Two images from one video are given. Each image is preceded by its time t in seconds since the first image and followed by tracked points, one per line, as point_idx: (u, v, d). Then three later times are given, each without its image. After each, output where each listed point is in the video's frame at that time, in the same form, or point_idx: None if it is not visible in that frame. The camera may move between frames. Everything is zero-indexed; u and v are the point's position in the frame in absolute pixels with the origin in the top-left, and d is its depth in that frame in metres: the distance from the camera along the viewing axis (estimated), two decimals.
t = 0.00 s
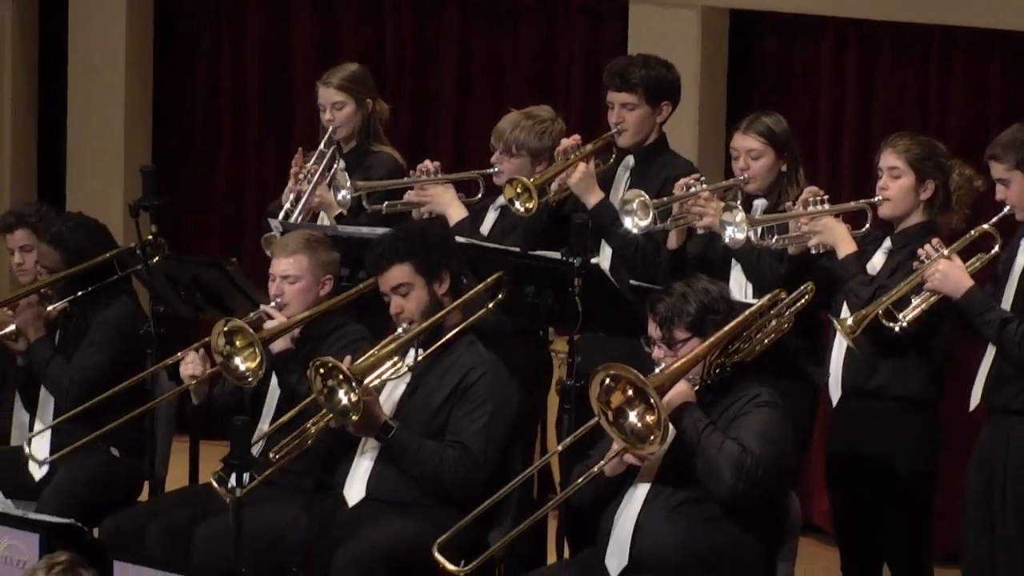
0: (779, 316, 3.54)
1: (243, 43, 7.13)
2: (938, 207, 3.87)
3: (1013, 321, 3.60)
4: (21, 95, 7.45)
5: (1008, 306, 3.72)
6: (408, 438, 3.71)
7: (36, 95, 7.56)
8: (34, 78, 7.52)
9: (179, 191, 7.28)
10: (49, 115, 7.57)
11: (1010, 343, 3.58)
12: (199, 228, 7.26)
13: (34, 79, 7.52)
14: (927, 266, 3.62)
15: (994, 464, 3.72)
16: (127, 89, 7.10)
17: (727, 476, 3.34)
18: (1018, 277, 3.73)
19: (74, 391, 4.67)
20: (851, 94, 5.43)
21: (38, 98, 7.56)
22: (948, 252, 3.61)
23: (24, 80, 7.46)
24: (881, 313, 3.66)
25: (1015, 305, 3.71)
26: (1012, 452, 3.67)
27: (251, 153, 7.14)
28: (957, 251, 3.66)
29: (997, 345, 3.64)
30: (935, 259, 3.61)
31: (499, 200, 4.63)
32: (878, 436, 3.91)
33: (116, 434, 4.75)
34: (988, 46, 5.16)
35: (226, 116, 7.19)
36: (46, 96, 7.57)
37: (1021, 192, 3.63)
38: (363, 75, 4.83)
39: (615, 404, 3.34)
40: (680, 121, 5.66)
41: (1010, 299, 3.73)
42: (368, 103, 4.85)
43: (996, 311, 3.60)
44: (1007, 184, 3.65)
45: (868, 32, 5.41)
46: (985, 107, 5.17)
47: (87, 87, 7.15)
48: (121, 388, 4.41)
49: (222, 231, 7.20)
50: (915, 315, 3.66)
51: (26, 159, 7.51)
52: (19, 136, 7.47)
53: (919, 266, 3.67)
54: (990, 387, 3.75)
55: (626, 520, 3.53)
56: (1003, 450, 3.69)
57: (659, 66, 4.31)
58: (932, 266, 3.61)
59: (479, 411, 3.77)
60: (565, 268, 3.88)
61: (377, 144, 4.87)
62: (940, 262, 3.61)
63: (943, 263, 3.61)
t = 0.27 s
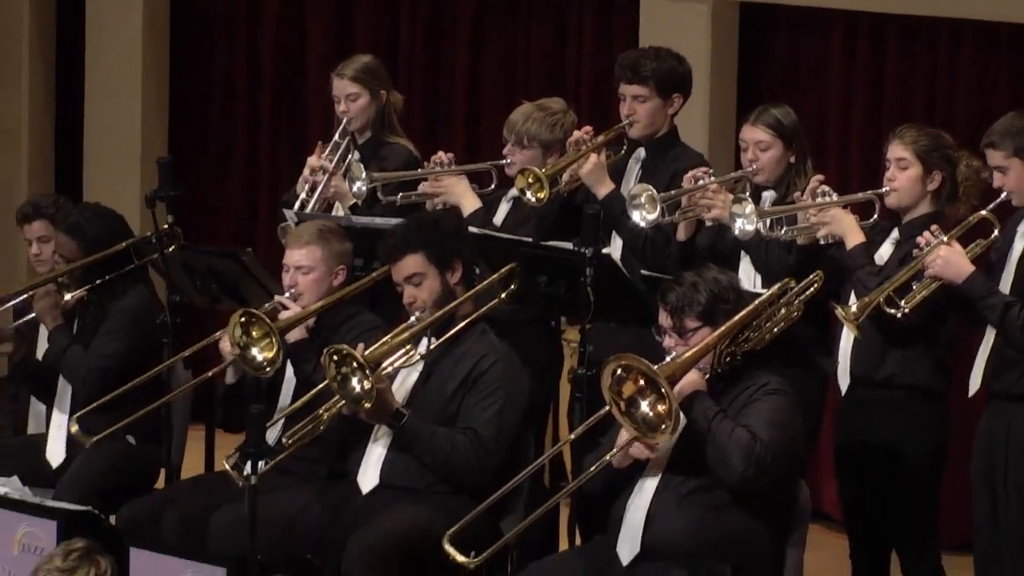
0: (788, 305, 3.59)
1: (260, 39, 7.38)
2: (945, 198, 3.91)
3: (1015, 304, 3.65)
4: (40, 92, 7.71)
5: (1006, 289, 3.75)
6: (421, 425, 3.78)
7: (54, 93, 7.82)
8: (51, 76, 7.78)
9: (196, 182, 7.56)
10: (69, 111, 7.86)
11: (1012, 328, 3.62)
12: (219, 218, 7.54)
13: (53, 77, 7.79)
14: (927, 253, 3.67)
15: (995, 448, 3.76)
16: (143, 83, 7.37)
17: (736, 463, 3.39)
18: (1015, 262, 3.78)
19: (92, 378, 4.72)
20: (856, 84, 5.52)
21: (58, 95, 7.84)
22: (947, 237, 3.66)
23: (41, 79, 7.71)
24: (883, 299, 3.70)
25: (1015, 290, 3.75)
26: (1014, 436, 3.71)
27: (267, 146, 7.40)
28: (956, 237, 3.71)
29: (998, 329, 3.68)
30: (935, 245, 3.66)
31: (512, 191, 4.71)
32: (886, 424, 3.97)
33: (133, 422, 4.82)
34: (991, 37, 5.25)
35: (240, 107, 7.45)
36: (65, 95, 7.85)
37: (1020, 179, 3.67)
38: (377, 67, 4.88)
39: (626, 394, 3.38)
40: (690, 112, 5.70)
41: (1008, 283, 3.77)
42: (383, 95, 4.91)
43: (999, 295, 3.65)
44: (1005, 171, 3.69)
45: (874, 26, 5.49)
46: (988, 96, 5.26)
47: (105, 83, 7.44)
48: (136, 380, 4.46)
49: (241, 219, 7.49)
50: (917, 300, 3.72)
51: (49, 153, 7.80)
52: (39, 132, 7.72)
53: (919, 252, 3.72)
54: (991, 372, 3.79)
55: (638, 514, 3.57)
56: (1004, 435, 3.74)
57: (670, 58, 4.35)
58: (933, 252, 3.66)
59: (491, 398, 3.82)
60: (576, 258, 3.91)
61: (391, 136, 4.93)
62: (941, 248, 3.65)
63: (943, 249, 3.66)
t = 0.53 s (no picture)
0: (796, 293, 3.64)
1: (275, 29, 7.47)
2: (952, 187, 3.96)
3: (1019, 290, 3.69)
4: (57, 85, 7.93)
5: (1005, 274, 3.80)
6: (432, 411, 3.84)
7: (70, 84, 8.03)
8: (68, 69, 8.00)
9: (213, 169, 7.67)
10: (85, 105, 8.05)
11: (1014, 314, 3.66)
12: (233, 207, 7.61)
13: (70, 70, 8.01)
14: (929, 241, 3.72)
15: (997, 433, 3.81)
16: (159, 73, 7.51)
17: (743, 449, 3.45)
18: (1014, 247, 3.83)
19: (106, 367, 4.78)
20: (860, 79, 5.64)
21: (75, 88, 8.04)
22: (949, 225, 3.72)
23: (59, 69, 7.93)
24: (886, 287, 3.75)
25: (1014, 274, 3.79)
26: (1016, 422, 3.75)
27: (281, 135, 7.47)
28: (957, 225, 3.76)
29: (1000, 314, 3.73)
30: (937, 233, 3.71)
31: (524, 181, 4.76)
32: (893, 411, 4.03)
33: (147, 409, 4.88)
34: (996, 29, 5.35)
35: (258, 99, 7.54)
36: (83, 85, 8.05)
37: (1019, 166, 3.71)
38: (390, 59, 4.94)
39: (636, 376, 3.44)
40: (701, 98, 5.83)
41: (1007, 268, 3.81)
42: (396, 85, 4.96)
43: (1002, 281, 3.70)
44: (1004, 159, 3.73)
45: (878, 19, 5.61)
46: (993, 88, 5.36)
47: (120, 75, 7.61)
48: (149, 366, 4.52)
49: (255, 209, 7.56)
50: (918, 288, 3.81)
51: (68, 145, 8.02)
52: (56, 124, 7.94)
53: (919, 241, 3.78)
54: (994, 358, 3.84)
55: (650, 491, 3.64)
56: (1006, 420, 3.78)
57: (680, 50, 4.40)
58: (935, 241, 3.71)
59: (502, 385, 3.88)
60: (586, 247, 3.96)
61: (404, 126, 4.98)
62: (943, 236, 3.71)
63: (946, 237, 3.71)
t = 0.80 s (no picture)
0: (805, 284, 3.67)
1: (288, 24, 7.52)
2: (959, 180, 3.99)
3: None
4: (73, 81, 8.00)
5: (1007, 264, 3.85)
6: (443, 401, 3.90)
7: (85, 78, 8.08)
8: (85, 65, 8.06)
9: (227, 162, 7.73)
10: (101, 100, 8.11)
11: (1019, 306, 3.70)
12: (246, 199, 7.67)
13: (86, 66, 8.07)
14: (933, 234, 3.76)
15: (1002, 424, 3.84)
16: (172, 68, 7.57)
17: (751, 439, 3.49)
18: (1014, 237, 3.87)
19: (121, 358, 4.80)
20: (867, 73, 5.68)
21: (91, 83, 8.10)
22: (952, 218, 3.76)
23: (74, 63, 7.99)
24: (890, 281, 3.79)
25: (1015, 265, 3.85)
26: (1021, 413, 3.79)
27: (295, 129, 7.52)
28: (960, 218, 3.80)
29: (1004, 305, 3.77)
30: (941, 226, 3.75)
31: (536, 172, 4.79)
32: (900, 402, 4.07)
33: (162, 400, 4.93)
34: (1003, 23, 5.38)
35: (271, 93, 7.58)
36: (100, 80, 8.10)
37: (1017, 160, 3.76)
38: (403, 53, 4.98)
39: (647, 369, 3.48)
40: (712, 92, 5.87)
41: (1008, 257, 3.87)
42: (408, 79, 5.00)
43: (1006, 272, 3.73)
44: (1002, 152, 3.78)
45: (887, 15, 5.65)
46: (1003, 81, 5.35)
47: (134, 72, 7.69)
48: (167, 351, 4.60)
49: (267, 202, 7.61)
50: (923, 280, 3.85)
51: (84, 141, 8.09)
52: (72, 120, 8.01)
53: (922, 234, 3.82)
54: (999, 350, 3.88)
55: (660, 482, 3.68)
56: (1011, 411, 3.82)
57: (691, 44, 4.44)
58: (940, 234, 3.75)
59: (513, 376, 3.92)
60: (597, 238, 4.00)
61: (417, 120, 5.02)
62: (947, 229, 3.75)
63: (950, 230, 3.75)
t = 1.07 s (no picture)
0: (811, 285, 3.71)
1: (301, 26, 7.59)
2: (963, 181, 4.03)
3: None
4: (88, 83, 8.06)
5: (1008, 261, 3.89)
6: (454, 400, 3.95)
7: (100, 80, 8.15)
8: (100, 67, 8.12)
9: (239, 163, 7.79)
10: (116, 102, 8.17)
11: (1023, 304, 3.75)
12: (259, 200, 7.73)
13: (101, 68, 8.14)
14: (936, 234, 3.81)
15: (1007, 422, 3.88)
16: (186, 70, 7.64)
17: (758, 438, 3.53)
18: (1015, 236, 3.92)
19: (136, 357, 4.86)
20: (874, 75, 5.73)
21: (106, 85, 8.17)
22: (954, 218, 3.81)
23: (89, 65, 8.05)
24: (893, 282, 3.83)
25: (1016, 262, 3.88)
26: None
27: (308, 130, 7.58)
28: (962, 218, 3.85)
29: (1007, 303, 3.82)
30: (943, 226, 3.81)
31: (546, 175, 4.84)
32: (906, 401, 4.11)
33: (175, 399, 4.98)
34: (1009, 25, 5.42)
35: (284, 95, 7.65)
36: (115, 82, 8.17)
37: (1018, 159, 3.80)
38: (414, 55, 5.04)
39: (654, 368, 3.53)
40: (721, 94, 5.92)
41: (1010, 254, 3.90)
42: (419, 82, 5.06)
43: (1009, 270, 3.78)
44: (1003, 152, 3.82)
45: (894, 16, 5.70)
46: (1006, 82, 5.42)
47: (148, 74, 7.75)
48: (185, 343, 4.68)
49: (280, 203, 7.67)
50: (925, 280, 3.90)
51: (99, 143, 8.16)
52: (87, 122, 8.08)
53: (924, 234, 3.87)
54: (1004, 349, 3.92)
55: (670, 481, 3.72)
56: (1016, 410, 3.86)
57: (699, 47, 4.48)
58: (942, 233, 3.80)
59: (523, 375, 3.97)
60: (606, 240, 4.05)
61: (428, 121, 5.07)
62: (950, 228, 3.80)
63: (953, 230, 3.80)
